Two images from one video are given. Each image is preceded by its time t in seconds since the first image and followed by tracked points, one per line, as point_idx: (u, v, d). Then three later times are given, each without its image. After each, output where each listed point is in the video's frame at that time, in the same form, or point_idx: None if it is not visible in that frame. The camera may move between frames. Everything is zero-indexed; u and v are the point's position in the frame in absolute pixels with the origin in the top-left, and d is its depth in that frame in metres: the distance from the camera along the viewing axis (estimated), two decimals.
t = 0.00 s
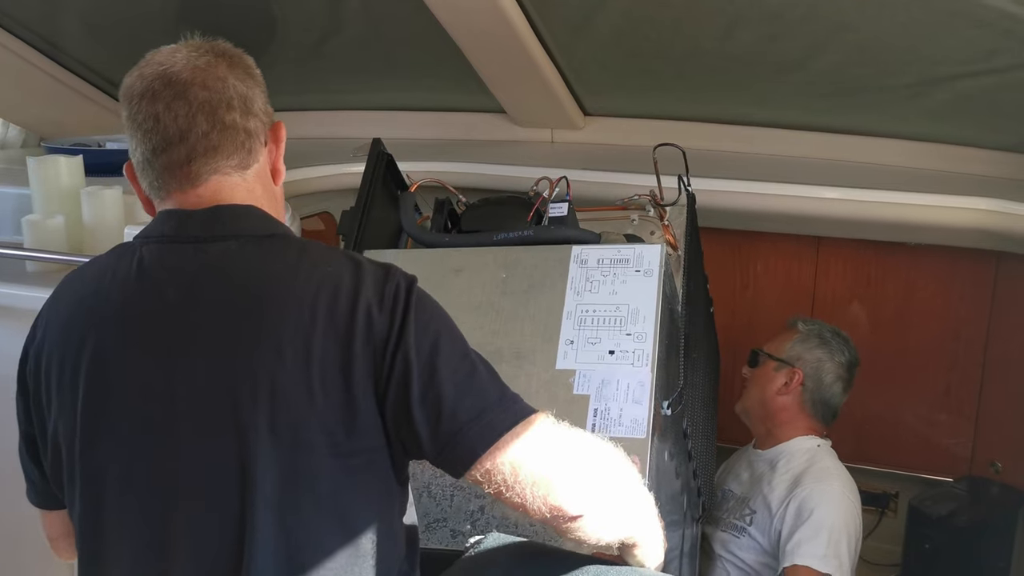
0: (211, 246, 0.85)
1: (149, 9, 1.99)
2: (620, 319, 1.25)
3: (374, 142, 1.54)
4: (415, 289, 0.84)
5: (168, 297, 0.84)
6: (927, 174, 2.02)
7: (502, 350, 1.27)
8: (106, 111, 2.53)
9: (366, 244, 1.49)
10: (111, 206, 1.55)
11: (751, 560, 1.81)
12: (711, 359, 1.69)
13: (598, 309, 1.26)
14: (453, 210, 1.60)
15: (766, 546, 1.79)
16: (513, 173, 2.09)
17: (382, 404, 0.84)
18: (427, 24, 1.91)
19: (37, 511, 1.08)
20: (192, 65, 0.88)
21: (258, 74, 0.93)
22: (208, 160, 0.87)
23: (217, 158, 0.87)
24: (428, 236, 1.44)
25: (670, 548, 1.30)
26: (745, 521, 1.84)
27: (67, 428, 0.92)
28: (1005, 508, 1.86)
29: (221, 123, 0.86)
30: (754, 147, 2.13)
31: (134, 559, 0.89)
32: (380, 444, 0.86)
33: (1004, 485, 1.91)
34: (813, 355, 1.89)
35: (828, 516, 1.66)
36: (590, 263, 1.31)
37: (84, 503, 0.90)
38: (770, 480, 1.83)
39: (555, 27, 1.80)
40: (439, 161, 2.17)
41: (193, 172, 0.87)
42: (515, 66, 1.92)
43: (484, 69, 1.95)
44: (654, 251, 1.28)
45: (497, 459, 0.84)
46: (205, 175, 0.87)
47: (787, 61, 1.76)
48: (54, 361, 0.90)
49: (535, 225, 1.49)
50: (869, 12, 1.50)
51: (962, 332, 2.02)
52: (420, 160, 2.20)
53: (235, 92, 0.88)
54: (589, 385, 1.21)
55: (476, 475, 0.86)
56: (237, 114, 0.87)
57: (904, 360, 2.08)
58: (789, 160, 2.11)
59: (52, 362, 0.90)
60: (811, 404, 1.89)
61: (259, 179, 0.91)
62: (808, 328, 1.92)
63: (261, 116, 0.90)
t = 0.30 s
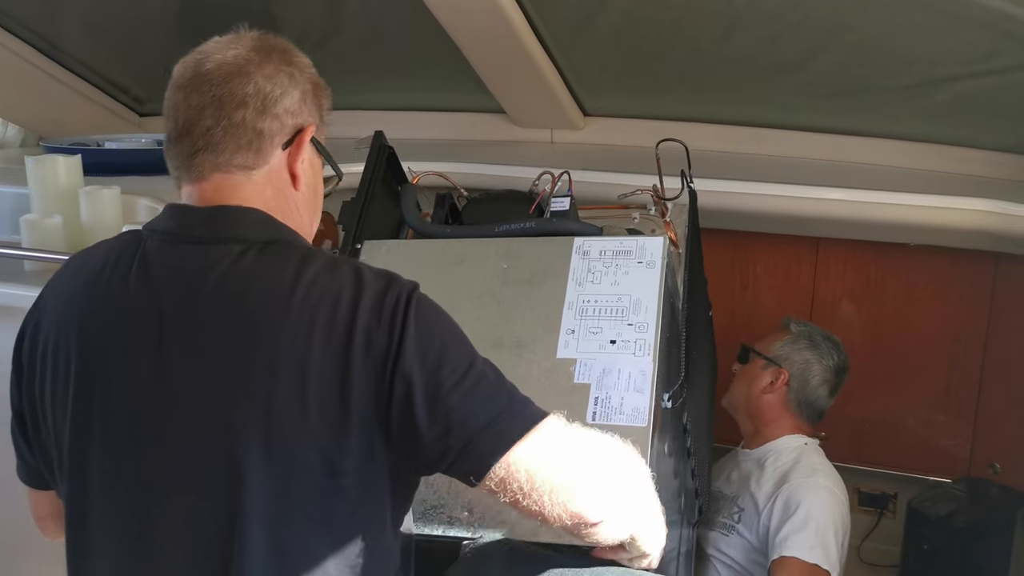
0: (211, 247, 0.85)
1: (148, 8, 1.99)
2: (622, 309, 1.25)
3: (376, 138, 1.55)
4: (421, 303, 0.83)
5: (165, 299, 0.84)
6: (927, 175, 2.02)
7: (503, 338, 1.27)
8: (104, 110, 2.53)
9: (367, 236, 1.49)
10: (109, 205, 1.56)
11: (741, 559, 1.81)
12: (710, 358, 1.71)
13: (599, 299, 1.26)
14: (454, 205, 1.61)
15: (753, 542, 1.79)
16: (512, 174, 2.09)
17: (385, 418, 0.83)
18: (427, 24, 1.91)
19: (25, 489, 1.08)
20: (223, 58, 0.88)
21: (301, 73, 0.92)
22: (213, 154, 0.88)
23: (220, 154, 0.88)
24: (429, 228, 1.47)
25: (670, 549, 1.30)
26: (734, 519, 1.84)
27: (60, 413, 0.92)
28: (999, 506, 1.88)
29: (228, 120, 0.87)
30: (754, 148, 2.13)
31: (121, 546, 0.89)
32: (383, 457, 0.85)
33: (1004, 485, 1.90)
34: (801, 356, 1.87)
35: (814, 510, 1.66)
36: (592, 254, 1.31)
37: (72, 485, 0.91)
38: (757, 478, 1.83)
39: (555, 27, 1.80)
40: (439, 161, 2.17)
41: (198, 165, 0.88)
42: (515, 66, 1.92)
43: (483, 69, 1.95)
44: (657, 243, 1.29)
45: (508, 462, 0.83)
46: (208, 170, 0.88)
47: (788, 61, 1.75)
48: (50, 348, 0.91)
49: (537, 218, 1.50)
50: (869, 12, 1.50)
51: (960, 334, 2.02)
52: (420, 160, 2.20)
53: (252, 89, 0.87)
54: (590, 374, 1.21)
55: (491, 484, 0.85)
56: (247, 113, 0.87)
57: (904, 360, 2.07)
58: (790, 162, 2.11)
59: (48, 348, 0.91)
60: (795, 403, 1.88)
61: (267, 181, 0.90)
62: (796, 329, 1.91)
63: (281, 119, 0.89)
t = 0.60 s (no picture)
0: (197, 265, 0.84)
1: (144, 8, 1.99)
2: (627, 302, 1.33)
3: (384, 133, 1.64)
4: (423, 364, 0.79)
5: (151, 311, 0.83)
6: (924, 177, 2.02)
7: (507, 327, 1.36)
8: (101, 110, 2.52)
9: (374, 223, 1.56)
10: (102, 206, 1.55)
11: (728, 560, 1.81)
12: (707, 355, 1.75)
13: (605, 292, 1.34)
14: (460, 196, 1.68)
15: (740, 544, 1.79)
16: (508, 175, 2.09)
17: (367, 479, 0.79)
18: (423, 24, 1.91)
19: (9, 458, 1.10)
20: (281, 69, 0.88)
21: (354, 102, 0.87)
22: (233, 164, 0.87)
23: (237, 165, 0.87)
24: (433, 215, 1.53)
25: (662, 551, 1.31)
26: (721, 521, 1.84)
27: (35, 398, 0.92)
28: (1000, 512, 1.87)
29: (253, 132, 0.86)
30: (751, 150, 2.13)
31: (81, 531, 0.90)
32: (361, 509, 0.82)
33: (999, 489, 1.90)
34: (792, 359, 1.87)
35: (800, 512, 1.66)
36: (599, 247, 1.40)
37: (38, 460, 0.93)
38: (744, 479, 1.83)
39: (551, 27, 1.79)
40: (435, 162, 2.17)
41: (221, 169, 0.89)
42: (511, 66, 1.92)
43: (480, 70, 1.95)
44: (663, 239, 1.37)
45: (498, 533, 0.79)
46: (226, 177, 0.88)
47: (785, 63, 1.75)
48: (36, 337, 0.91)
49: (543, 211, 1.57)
50: (866, 14, 1.49)
51: (957, 336, 2.02)
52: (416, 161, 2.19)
53: (286, 108, 0.85)
54: (592, 364, 1.29)
55: (485, 553, 0.81)
56: (271, 129, 0.85)
57: (901, 363, 2.07)
58: (786, 163, 2.11)
59: (33, 336, 0.91)
60: (787, 406, 1.87)
61: (280, 206, 0.87)
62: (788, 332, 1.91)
63: (308, 143, 0.85)
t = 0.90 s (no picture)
0: (200, 299, 0.75)
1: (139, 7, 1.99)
2: (623, 289, 1.33)
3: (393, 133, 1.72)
4: (407, 464, 0.70)
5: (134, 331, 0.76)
6: (916, 183, 2.02)
7: (503, 310, 1.34)
8: (95, 109, 2.52)
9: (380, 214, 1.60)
10: (91, 206, 1.54)
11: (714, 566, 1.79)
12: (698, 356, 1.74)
13: (602, 278, 1.34)
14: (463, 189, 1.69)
15: (729, 550, 1.78)
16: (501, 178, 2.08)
17: None
18: (418, 26, 1.91)
19: None
20: (326, 99, 0.78)
21: (395, 154, 0.77)
22: (253, 193, 0.79)
23: (257, 195, 0.78)
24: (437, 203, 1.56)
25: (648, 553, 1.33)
26: (708, 527, 1.83)
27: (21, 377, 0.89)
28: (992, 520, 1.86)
29: (279, 164, 0.77)
30: (745, 155, 2.12)
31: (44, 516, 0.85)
32: None
33: (990, 497, 1.89)
34: (785, 365, 1.87)
35: (786, 518, 1.65)
36: (596, 237, 1.41)
37: (15, 436, 0.90)
38: (732, 484, 1.81)
39: (546, 30, 1.79)
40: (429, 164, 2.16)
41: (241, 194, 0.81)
42: (505, 68, 1.91)
43: (474, 72, 1.94)
44: (661, 231, 1.38)
45: None
46: (246, 204, 0.80)
47: (780, 68, 1.74)
48: (40, 314, 0.86)
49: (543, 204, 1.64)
50: (860, 19, 1.49)
51: (948, 343, 2.01)
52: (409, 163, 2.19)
53: (318, 147, 0.75)
54: (587, 347, 1.27)
55: None
56: (297, 166, 0.76)
57: (895, 374, 2.06)
58: (780, 168, 2.10)
59: (31, 319, 0.88)
60: (777, 412, 1.86)
61: (293, 250, 0.79)
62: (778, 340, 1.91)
63: (333, 192, 0.76)
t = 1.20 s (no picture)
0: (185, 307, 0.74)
1: (143, 7, 1.98)
2: (643, 295, 1.33)
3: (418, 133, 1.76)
4: (393, 475, 0.69)
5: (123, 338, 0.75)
6: (923, 188, 1.99)
7: (521, 306, 1.36)
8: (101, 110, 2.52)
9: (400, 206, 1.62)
10: (89, 208, 1.54)
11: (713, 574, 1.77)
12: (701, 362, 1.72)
13: (622, 283, 1.35)
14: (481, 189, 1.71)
15: (725, 555, 1.75)
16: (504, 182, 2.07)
17: None
18: (421, 27, 1.90)
19: None
20: (330, 118, 0.76)
21: (400, 178, 0.75)
22: (252, 210, 0.77)
23: (256, 212, 0.76)
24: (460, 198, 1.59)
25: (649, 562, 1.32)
26: (707, 534, 1.80)
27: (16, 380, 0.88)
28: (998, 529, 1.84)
29: (280, 182, 0.75)
30: (750, 159, 2.10)
31: (35, 524, 0.84)
32: None
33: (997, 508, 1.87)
34: (795, 379, 1.86)
35: (783, 523, 1.63)
36: (618, 243, 1.42)
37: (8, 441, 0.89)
38: (731, 490, 1.79)
39: (549, 32, 1.77)
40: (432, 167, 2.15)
41: (241, 208, 0.79)
42: (508, 71, 1.90)
43: (477, 75, 1.93)
44: (682, 242, 1.39)
45: None
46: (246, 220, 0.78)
47: (785, 71, 1.72)
48: (34, 320, 0.85)
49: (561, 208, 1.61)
50: (865, 22, 1.47)
51: (955, 349, 1.99)
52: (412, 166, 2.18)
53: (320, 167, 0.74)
54: (603, 348, 1.27)
55: None
56: (299, 185, 0.74)
57: (901, 380, 2.04)
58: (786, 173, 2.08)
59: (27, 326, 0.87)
60: (785, 425, 1.85)
61: (292, 270, 0.77)
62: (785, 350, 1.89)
63: (335, 214, 0.74)
